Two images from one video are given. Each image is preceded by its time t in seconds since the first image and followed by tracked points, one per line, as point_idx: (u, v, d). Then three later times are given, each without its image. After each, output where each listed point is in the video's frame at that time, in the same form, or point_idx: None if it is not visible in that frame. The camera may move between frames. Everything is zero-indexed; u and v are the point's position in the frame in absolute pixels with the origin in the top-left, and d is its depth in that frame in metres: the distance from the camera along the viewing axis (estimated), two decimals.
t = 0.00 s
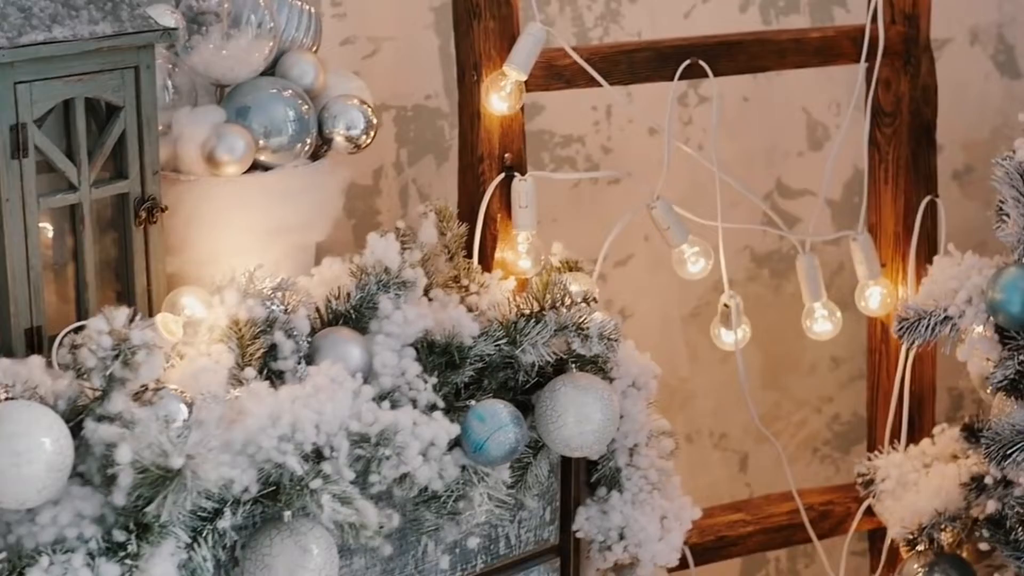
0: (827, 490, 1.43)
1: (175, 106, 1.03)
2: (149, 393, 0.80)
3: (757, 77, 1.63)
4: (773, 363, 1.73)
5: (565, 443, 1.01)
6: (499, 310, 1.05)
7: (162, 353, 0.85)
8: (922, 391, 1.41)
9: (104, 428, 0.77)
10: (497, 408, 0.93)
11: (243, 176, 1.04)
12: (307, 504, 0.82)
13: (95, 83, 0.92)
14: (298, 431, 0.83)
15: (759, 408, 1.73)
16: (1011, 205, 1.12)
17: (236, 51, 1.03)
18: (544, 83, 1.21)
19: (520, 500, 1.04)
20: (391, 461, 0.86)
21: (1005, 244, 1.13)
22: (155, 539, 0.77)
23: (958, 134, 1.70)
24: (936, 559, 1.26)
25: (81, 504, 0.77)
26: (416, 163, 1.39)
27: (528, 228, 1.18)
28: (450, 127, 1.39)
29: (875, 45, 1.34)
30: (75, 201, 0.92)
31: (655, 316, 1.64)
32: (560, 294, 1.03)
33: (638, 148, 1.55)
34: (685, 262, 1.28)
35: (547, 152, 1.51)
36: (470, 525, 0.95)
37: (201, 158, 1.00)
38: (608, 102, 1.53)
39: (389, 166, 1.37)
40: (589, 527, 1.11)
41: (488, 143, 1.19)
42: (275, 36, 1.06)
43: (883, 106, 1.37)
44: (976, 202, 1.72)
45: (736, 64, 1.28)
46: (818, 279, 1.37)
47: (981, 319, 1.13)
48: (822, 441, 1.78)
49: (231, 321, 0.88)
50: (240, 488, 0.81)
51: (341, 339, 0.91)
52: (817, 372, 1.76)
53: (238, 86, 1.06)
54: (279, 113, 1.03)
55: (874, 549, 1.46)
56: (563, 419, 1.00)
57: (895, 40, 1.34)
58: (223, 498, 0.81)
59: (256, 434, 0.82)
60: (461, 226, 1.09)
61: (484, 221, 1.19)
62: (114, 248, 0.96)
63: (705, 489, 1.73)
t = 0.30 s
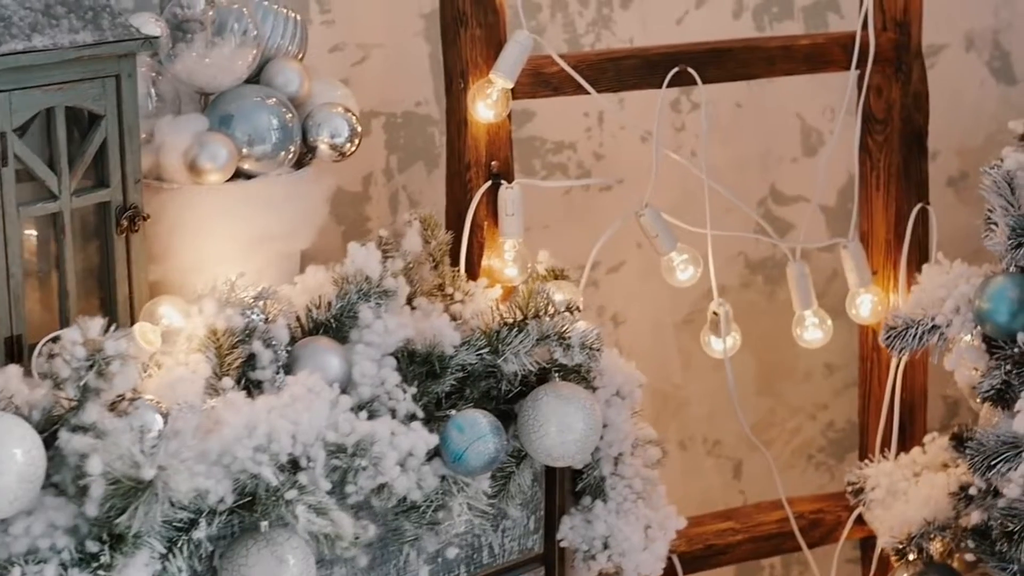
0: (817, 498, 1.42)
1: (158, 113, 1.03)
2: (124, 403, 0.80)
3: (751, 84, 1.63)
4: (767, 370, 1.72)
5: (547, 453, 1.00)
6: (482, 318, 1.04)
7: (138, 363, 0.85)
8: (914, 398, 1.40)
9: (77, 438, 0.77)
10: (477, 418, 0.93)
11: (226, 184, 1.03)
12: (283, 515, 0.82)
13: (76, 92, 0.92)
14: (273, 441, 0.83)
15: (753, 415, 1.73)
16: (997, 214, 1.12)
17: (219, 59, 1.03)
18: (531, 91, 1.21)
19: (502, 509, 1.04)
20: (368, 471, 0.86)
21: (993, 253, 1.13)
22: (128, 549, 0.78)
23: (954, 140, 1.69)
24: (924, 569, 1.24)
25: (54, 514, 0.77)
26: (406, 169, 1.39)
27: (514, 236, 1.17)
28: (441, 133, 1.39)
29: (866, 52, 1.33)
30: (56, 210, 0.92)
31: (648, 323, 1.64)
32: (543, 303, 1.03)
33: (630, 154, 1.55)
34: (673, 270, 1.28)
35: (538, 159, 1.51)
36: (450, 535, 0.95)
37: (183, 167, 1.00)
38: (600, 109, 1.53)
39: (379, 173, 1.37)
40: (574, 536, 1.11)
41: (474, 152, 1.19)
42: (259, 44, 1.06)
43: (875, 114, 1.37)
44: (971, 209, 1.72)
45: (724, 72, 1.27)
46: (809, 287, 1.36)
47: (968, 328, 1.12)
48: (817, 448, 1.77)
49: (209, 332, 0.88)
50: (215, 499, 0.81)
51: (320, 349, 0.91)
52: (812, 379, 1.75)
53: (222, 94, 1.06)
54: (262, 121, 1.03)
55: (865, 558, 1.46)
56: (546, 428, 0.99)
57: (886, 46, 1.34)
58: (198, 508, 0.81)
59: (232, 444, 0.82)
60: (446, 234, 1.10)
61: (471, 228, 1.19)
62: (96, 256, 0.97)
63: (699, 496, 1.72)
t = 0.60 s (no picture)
0: (806, 507, 1.42)
1: (139, 123, 1.03)
2: (96, 413, 0.81)
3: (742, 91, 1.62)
4: (759, 378, 1.72)
5: (526, 463, 1.00)
6: (461, 328, 1.04)
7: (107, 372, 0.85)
8: (902, 407, 1.39)
9: (46, 450, 0.77)
10: (452, 428, 0.93)
11: (206, 193, 1.03)
12: (254, 526, 0.82)
13: (53, 102, 0.92)
14: (245, 453, 0.83)
15: (745, 422, 1.72)
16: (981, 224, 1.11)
17: (199, 68, 1.03)
18: (515, 99, 1.20)
19: (482, 519, 1.04)
20: (340, 482, 0.86)
21: (977, 264, 1.12)
22: (98, 561, 0.78)
23: (946, 147, 1.69)
24: None
25: (23, 526, 0.77)
26: (393, 177, 1.39)
27: (497, 245, 1.17)
28: (429, 141, 1.39)
29: (854, 60, 1.32)
30: (34, 219, 0.92)
31: (638, 331, 1.63)
32: (523, 314, 1.03)
33: (620, 162, 1.54)
34: (659, 279, 1.27)
35: (528, 166, 1.50)
36: (425, 546, 0.95)
37: (163, 176, 1.00)
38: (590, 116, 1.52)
39: (366, 181, 1.37)
40: (555, 546, 1.11)
41: (458, 160, 1.19)
42: (239, 53, 1.06)
43: (863, 122, 1.36)
44: (963, 216, 1.72)
45: (710, 80, 1.26)
46: (796, 296, 1.36)
47: (951, 339, 1.12)
48: (810, 456, 1.77)
49: (184, 342, 0.88)
50: (187, 510, 0.81)
51: (296, 359, 0.91)
52: (804, 387, 1.74)
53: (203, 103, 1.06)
54: (243, 130, 1.03)
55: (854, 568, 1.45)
56: (525, 438, 0.99)
57: (874, 54, 1.33)
58: (170, 519, 0.81)
59: (204, 456, 0.82)
60: (427, 244, 1.10)
61: (454, 237, 1.19)
62: (75, 266, 0.97)
63: (690, 503, 1.72)
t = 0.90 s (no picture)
0: (793, 518, 1.41)
1: (118, 133, 1.04)
2: (66, 426, 0.81)
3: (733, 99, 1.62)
4: (750, 387, 1.71)
5: (503, 475, 1.00)
6: (439, 339, 1.04)
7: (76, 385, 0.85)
8: (890, 418, 1.38)
9: (13, 463, 0.77)
10: (427, 441, 0.93)
11: (185, 204, 1.03)
12: (224, 539, 0.82)
13: (29, 113, 0.92)
14: (215, 465, 0.83)
15: (736, 431, 1.72)
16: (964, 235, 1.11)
17: (178, 79, 1.03)
18: (497, 109, 1.20)
19: (460, 531, 1.03)
20: (311, 495, 0.86)
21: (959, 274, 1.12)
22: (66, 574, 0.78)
23: (939, 156, 1.69)
24: None
25: None
26: (380, 186, 1.38)
27: (480, 254, 1.17)
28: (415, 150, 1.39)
29: (841, 70, 1.32)
30: (10, 230, 0.92)
31: (629, 340, 1.62)
32: (501, 325, 1.03)
33: (609, 171, 1.54)
34: (644, 289, 1.27)
35: (516, 175, 1.50)
36: (399, 558, 0.95)
37: (141, 187, 1.00)
38: (579, 125, 1.52)
39: (352, 191, 1.37)
40: (535, 557, 1.11)
41: (440, 170, 1.19)
42: (219, 63, 1.06)
43: (851, 131, 1.36)
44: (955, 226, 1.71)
45: (695, 90, 1.26)
46: (783, 306, 1.35)
47: (933, 351, 1.11)
48: (801, 465, 1.76)
49: (157, 353, 0.89)
50: (157, 522, 0.81)
51: (270, 371, 0.91)
52: (796, 396, 1.74)
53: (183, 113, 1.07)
54: (222, 140, 1.03)
55: None
56: (501, 450, 0.99)
57: (862, 64, 1.33)
58: (140, 531, 0.81)
59: (174, 468, 0.82)
60: (407, 254, 1.10)
61: (437, 247, 1.19)
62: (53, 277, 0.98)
63: (681, 512, 1.71)
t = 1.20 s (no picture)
0: (779, 529, 1.41)
1: (98, 144, 1.04)
2: (36, 439, 0.82)
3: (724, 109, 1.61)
4: (741, 397, 1.71)
5: (480, 488, 1.00)
6: (417, 352, 1.04)
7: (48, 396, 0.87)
8: (877, 429, 1.38)
9: None
10: (401, 454, 0.93)
11: (164, 215, 1.04)
12: (193, 553, 0.82)
13: (6, 125, 0.92)
14: (185, 478, 0.83)
15: (727, 441, 1.71)
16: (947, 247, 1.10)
17: (158, 90, 1.03)
18: (480, 121, 1.20)
19: (438, 543, 1.02)
20: (281, 509, 0.86)
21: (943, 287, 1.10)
22: None
23: (931, 166, 1.68)
24: None
25: None
26: (367, 196, 1.38)
27: (463, 265, 1.16)
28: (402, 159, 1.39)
29: (828, 80, 1.32)
30: None
31: (619, 350, 1.62)
32: (479, 338, 1.03)
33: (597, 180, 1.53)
34: (628, 300, 1.27)
35: (505, 185, 1.49)
36: (373, 571, 0.94)
37: (119, 198, 1.00)
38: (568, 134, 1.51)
39: (339, 201, 1.37)
40: (514, 569, 1.11)
41: (423, 181, 1.19)
42: (199, 74, 1.06)
43: (839, 142, 1.35)
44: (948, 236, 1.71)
45: (679, 101, 1.26)
46: (769, 316, 1.34)
47: (916, 364, 1.10)
48: (793, 476, 1.75)
49: (129, 365, 0.90)
50: (126, 535, 0.81)
51: (244, 384, 0.91)
52: (788, 406, 1.73)
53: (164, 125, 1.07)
54: (201, 151, 1.03)
55: None
56: (479, 463, 0.99)
57: (849, 74, 1.33)
58: (110, 544, 0.82)
59: (144, 481, 0.83)
60: (388, 266, 1.10)
61: (420, 258, 1.19)
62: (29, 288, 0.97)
63: (672, 522, 1.70)
